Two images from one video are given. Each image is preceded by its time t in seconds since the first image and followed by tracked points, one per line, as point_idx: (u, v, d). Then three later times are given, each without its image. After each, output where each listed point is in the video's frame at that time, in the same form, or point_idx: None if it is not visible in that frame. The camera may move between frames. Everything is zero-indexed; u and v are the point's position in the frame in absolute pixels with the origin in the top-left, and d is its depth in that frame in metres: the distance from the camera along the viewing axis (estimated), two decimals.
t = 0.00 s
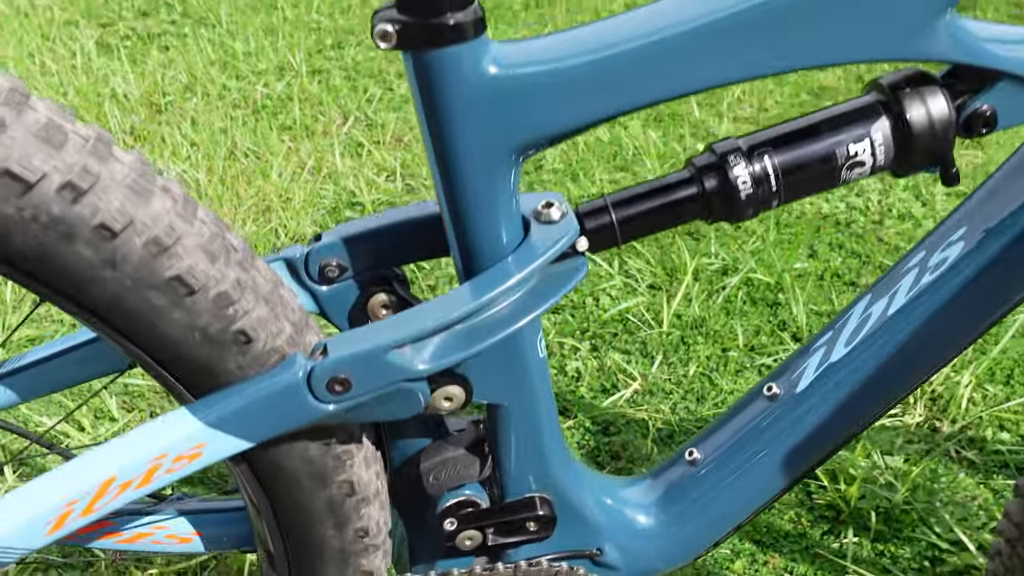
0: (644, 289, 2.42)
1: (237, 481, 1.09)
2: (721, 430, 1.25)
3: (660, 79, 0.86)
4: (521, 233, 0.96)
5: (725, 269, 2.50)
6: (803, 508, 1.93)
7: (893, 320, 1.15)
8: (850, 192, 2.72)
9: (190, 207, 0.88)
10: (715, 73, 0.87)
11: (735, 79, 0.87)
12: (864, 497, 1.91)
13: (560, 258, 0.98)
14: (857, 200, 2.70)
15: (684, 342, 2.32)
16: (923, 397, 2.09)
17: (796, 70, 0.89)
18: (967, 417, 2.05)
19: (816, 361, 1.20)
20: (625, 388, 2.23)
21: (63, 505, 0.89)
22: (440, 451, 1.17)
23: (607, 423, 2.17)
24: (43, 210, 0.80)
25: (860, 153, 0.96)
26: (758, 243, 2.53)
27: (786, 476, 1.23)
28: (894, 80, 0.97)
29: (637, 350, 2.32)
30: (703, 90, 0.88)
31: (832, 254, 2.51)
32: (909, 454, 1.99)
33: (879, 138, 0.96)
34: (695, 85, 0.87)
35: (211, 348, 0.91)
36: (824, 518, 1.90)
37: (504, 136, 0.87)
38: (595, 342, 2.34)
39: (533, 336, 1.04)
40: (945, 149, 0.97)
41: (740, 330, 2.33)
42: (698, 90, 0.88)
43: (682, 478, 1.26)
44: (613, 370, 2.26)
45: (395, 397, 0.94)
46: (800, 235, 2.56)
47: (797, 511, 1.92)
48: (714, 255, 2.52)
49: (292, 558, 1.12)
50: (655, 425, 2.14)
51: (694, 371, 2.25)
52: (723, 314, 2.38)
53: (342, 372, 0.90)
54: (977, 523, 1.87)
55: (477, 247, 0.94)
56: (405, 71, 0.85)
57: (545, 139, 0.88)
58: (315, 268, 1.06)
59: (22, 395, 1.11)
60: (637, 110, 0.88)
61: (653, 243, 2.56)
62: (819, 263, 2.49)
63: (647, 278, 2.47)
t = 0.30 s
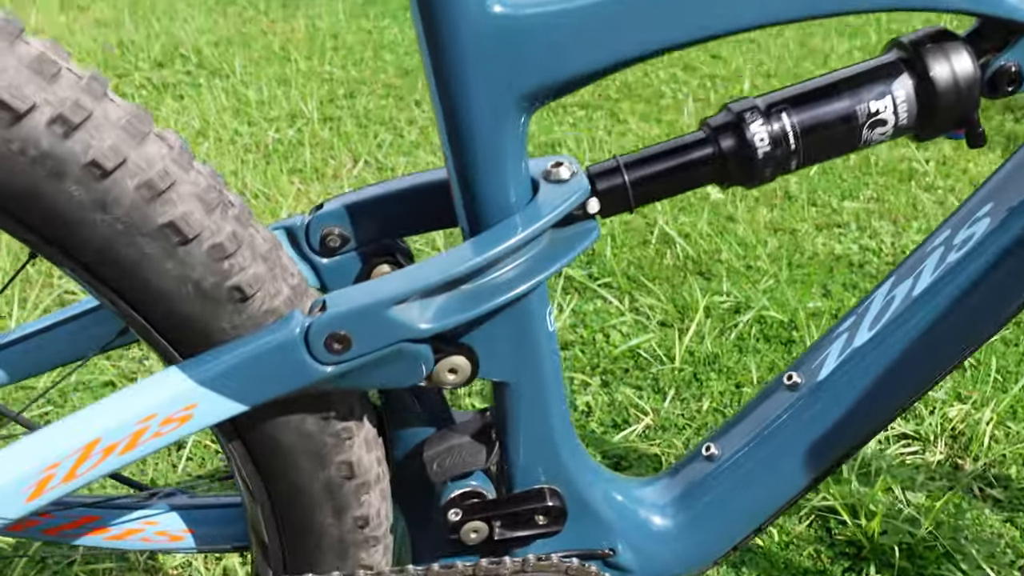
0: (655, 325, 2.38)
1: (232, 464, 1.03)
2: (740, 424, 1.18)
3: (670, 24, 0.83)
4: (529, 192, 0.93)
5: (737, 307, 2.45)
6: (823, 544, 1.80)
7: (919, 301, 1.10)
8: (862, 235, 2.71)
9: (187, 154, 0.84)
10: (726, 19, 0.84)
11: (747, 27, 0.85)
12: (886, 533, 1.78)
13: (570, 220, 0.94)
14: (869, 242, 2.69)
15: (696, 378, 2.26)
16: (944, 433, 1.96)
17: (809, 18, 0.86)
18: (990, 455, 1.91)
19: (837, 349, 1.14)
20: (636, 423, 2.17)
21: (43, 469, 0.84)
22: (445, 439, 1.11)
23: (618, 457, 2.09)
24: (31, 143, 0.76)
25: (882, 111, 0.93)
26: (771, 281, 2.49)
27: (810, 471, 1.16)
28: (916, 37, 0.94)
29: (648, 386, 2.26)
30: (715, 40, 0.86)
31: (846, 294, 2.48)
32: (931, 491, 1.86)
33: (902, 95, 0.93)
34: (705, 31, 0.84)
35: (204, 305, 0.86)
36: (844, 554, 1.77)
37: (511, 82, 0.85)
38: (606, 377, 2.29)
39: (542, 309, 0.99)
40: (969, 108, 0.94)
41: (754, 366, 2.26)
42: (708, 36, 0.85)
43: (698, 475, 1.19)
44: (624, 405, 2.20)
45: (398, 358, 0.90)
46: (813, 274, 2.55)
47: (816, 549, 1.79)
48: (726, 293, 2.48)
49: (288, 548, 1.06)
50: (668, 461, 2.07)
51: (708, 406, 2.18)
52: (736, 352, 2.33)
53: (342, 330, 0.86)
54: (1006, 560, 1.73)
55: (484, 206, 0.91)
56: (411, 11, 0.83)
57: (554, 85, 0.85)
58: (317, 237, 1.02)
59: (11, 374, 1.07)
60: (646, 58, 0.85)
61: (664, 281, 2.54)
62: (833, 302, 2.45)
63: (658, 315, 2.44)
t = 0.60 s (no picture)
0: (679, 353, 2.33)
1: (266, 462, 1.00)
2: (786, 433, 1.14)
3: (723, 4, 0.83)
4: (576, 180, 0.91)
5: (763, 336, 2.41)
6: None
7: (972, 302, 1.06)
8: (889, 266, 2.68)
9: (231, 134, 0.83)
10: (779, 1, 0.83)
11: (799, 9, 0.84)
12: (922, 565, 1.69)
13: (617, 209, 0.92)
14: (895, 273, 2.65)
15: (723, 408, 2.20)
16: (978, 465, 1.87)
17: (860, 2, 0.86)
18: None
19: (888, 352, 1.11)
20: (663, 451, 2.10)
21: (77, 456, 0.81)
22: (483, 442, 1.07)
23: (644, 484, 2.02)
24: (76, 117, 0.75)
25: (938, 99, 0.91)
26: (797, 311, 2.45)
27: (858, 481, 1.12)
28: (972, 25, 0.92)
29: (674, 414, 2.20)
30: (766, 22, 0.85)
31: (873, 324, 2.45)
32: (967, 522, 1.77)
33: (958, 84, 0.90)
34: (758, 13, 0.84)
35: (245, 290, 0.84)
36: None
37: (561, 61, 0.83)
38: (631, 406, 2.23)
39: (587, 304, 0.97)
40: None
41: (782, 396, 2.20)
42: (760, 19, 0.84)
43: (743, 485, 1.15)
44: (650, 433, 2.14)
45: (440, 347, 0.88)
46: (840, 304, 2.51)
47: None
48: (752, 322, 2.45)
49: (321, 551, 1.03)
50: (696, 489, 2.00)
51: (735, 434, 2.11)
52: (763, 381, 2.27)
53: (386, 316, 0.83)
54: None
55: (530, 193, 0.89)
56: None
57: (605, 66, 0.84)
58: (357, 230, 1.00)
59: (42, 369, 1.05)
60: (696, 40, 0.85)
61: (688, 310, 2.51)
62: (860, 332, 2.41)
63: (683, 342, 2.40)
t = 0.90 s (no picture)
0: (691, 387, 2.33)
1: (278, 488, 1.01)
2: (796, 465, 1.14)
3: (737, 40, 0.84)
4: (588, 211, 0.92)
5: (774, 370, 2.41)
6: None
7: (983, 335, 1.05)
8: (901, 301, 2.68)
9: (251, 162, 0.85)
10: (794, 37, 0.84)
11: (813, 46, 0.85)
12: None
13: (629, 240, 0.93)
14: (907, 309, 2.65)
15: (734, 441, 2.19)
16: (991, 502, 1.86)
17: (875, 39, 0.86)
18: None
19: (899, 385, 1.11)
20: (673, 484, 2.10)
21: (91, 477, 0.82)
22: (493, 469, 1.07)
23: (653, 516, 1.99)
24: (101, 144, 0.77)
25: (947, 134, 0.91)
26: (809, 345, 2.45)
27: (868, 514, 1.11)
28: (982, 62, 0.93)
29: (685, 447, 2.20)
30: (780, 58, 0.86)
31: (886, 359, 2.44)
32: (980, 560, 1.74)
33: (967, 120, 0.91)
34: (769, 49, 0.85)
35: (261, 315, 0.86)
36: None
37: (576, 94, 0.85)
38: (641, 438, 2.23)
39: (598, 332, 0.98)
40: None
41: (793, 430, 2.19)
42: (775, 54, 0.85)
43: (753, 516, 1.15)
44: (660, 466, 2.14)
45: (451, 373, 0.89)
46: (853, 338, 2.51)
47: None
48: (763, 355, 2.44)
49: None
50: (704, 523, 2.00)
51: (746, 468, 2.11)
52: (774, 416, 2.26)
53: (399, 342, 0.84)
54: None
55: (543, 223, 0.90)
56: (477, 21, 0.84)
57: (619, 99, 0.86)
58: (372, 257, 1.02)
59: (59, 392, 1.07)
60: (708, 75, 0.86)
61: (700, 343, 2.51)
62: (872, 367, 2.41)
63: (694, 375, 2.40)
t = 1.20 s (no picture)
0: (686, 387, 2.33)
1: (244, 474, 1.03)
2: (759, 457, 1.16)
3: (687, 34, 0.86)
4: (546, 203, 0.94)
5: (770, 371, 2.41)
6: None
7: (942, 330, 1.07)
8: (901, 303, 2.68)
9: (211, 153, 0.87)
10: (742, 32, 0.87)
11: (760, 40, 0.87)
12: None
13: (586, 232, 0.95)
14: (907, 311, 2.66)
15: (728, 441, 2.20)
16: (984, 503, 1.85)
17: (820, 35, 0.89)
18: None
19: (861, 379, 1.12)
20: (665, 483, 2.11)
21: (53, 459, 0.85)
22: (458, 458, 1.09)
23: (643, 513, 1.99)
24: (62, 132, 0.79)
25: (902, 128, 0.92)
26: (805, 347, 2.45)
27: (830, 506, 1.13)
28: (937, 58, 0.93)
29: (678, 447, 2.20)
30: (729, 52, 0.89)
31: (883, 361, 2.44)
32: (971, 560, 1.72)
33: (922, 114, 0.92)
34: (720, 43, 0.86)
35: (221, 302, 0.88)
36: None
37: (529, 87, 0.86)
38: (635, 437, 2.24)
39: (557, 323, 0.99)
40: (991, 130, 0.92)
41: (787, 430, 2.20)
42: (724, 49, 0.88)
43: (716, 507, 1.16)
44: (652, 464, 2.14)
45: (409, 361, 0.91)
46: (851, 340, 2.50)
47: None
48: (760, 356, 2.45)
49: (296, 561, 1.05)
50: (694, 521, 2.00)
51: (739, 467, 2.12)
52: (769, 416, 2.26)
53: (354, 329, 0.86)
54: None
55: (500, 216, 0.92)
56: (432, 12, 0.85)
57: (572, 93, 0.87)
58: (338, 248, 1.03)
59: (34, 378, 1.09)
60: (661, 69, 0.87)
61: (696, 344, 2.51)
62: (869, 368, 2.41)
63: (690, 376, 2.40)
